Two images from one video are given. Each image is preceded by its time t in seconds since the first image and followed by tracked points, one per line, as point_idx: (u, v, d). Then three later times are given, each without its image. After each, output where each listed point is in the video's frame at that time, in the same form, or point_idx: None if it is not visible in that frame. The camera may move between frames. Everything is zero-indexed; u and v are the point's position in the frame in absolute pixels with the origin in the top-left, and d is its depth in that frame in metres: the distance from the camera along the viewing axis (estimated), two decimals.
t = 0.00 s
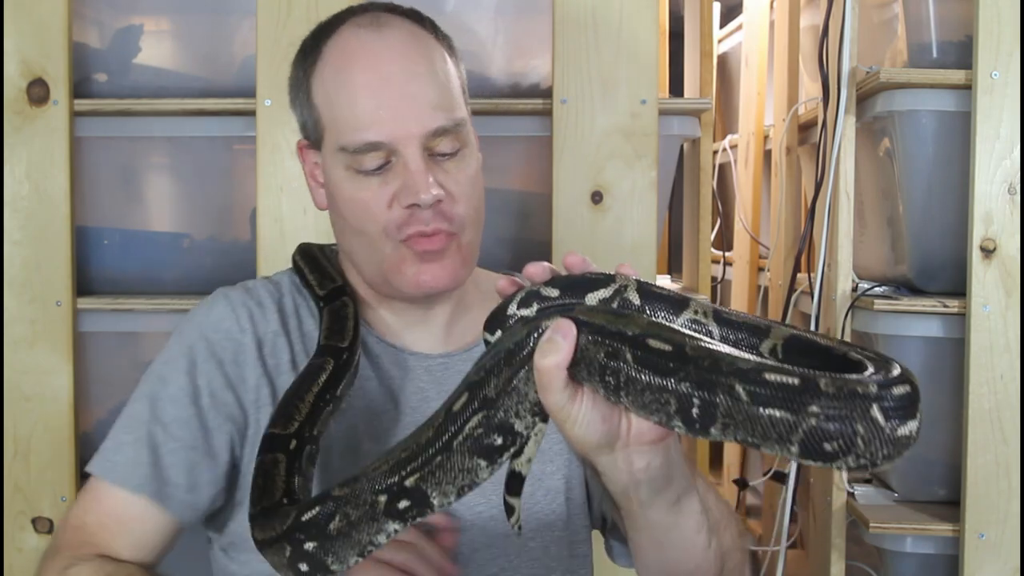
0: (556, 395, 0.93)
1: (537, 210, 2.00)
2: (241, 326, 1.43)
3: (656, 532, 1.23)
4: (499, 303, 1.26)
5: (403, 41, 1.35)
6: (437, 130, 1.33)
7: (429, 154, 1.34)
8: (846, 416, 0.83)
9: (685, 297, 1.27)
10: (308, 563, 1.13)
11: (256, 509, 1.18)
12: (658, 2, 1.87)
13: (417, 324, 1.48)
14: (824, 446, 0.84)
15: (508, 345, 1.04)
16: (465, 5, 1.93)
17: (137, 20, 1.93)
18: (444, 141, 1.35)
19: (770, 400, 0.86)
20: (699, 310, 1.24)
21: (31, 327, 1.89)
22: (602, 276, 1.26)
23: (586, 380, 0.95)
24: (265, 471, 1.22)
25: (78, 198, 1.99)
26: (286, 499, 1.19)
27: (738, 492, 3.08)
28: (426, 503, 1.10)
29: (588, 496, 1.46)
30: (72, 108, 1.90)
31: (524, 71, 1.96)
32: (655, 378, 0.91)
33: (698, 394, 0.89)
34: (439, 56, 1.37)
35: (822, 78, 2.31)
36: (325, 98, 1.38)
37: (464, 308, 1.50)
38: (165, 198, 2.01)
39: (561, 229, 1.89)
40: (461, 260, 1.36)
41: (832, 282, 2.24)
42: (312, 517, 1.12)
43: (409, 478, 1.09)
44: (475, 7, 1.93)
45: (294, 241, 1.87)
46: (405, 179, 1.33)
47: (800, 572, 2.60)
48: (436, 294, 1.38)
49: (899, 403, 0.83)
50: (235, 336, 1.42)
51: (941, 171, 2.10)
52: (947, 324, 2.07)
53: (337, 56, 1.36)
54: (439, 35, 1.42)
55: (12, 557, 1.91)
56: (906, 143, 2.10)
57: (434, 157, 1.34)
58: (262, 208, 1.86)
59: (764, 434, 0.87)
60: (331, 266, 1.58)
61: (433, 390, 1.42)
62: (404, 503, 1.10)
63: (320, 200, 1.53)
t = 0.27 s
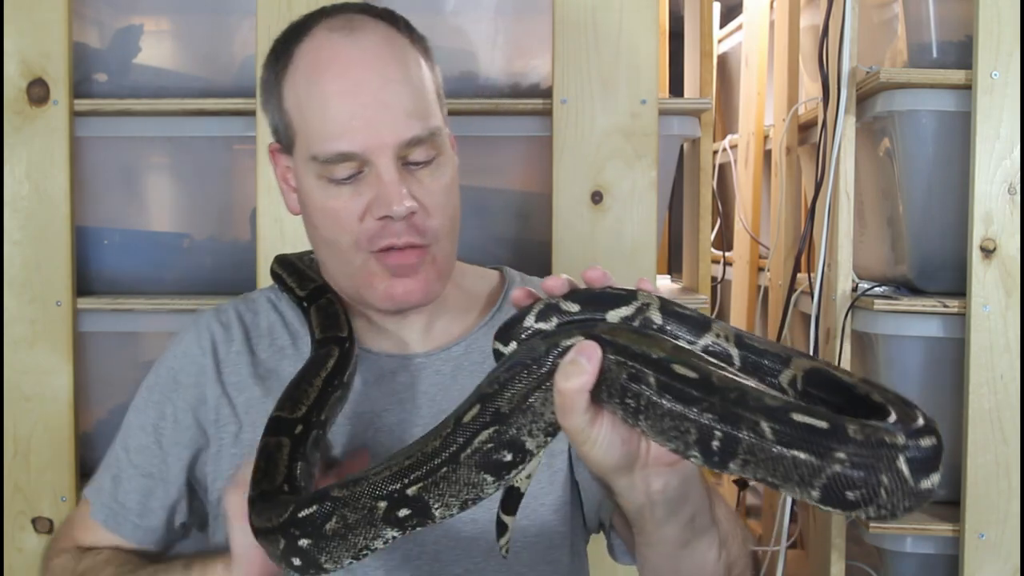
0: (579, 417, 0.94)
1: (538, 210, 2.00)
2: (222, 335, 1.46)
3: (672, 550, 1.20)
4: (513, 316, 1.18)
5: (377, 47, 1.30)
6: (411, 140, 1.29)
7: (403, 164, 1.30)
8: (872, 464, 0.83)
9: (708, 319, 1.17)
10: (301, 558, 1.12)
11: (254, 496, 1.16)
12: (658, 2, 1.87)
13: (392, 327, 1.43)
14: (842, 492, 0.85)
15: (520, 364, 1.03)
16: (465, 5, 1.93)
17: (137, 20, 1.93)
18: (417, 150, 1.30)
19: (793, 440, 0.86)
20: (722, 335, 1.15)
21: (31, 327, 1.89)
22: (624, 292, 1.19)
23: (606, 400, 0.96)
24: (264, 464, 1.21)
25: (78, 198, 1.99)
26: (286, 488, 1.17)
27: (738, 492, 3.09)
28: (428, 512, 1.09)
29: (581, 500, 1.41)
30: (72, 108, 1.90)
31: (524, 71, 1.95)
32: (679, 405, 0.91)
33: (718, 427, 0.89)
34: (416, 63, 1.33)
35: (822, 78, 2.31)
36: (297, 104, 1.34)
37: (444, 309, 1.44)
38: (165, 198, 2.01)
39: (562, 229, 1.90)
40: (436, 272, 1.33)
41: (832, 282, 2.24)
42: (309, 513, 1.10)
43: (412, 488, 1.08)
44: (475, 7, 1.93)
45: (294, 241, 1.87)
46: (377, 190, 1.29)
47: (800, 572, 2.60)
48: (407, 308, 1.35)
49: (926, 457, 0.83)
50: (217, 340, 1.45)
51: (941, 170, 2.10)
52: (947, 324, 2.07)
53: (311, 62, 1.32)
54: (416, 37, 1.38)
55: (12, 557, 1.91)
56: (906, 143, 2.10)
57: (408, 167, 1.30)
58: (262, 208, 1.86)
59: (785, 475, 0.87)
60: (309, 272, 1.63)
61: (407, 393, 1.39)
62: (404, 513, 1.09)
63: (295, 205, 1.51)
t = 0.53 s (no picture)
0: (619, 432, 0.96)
1: (538, 210, 2.00)
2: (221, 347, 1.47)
3: (693, 560, 1.19)
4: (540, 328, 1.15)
5: (344, 50, 1.31)
6: (381, 138, 1.29)
7: (375, 163, 1.30)
8: (910, 471, 0.90)
9: (731, 328, 1.17)
10: (334, 575, 1.14)
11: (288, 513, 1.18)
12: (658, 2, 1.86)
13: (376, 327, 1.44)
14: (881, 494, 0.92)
15: (547, 380, 1.03)
16: (465, 5, 1.93)
17: (137, 20, 1.93)
18: (388, 150, 1.30)
19: (836, 449, 0.91)
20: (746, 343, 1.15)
21: (31, 327, 1.89)
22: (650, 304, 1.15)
23: (642, 414, 0.98)
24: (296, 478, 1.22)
25: (78, 198, 1.99)
26: (320, 499, 1.20)
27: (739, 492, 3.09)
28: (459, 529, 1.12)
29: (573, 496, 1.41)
30: (72, 108, 1.90)
31: (524, 71, 1.96)
32: (720, 420, 0.94)
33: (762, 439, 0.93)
34: (384, 62, 1.34)
35: (822, 78, 2.31)
36: (267, 109, 1.35)
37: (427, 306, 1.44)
38: (165, 198, 2.01)
39: (562, 229, 1.89)
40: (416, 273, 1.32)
41: (832, 282, 2.25)
42: (341, 535, 1.12)
43: (441, 508, 1.10)
44: (475, 7, 1.93)
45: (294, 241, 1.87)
46: (350, 190, 1.29)
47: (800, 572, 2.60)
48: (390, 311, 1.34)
49: (963, 459, 0.91)
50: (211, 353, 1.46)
51: (941, 170, 2.10)
52: (947, 324, 2.07)
53: (278, 67, 1.33)
54: (385, 41, 1.39)
55: (12, 557, 1.91)
56: (906, 143, 2.10)
57: (380, 166, 1.30)
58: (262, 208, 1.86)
59: (827, 482, 0.93)
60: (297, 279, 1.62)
61: (394, 394, 1.39)
62: (434, 532, 1.12)
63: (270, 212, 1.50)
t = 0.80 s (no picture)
0: (656, 467, 0.90)
1: (538, 210, 2.00)
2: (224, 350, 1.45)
3: None
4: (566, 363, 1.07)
5: (351, 34, 1.33)
6: (385, 121, 1.31)
7: (378, 147, 1.32)
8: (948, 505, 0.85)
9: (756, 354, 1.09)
10: None
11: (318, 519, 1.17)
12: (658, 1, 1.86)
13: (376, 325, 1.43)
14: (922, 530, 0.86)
15: (579, 417, 0.96)
16: (465, 5, 1.93)
17: (137, 20, 1.93)
18: (392, 132, 1.33)
19: (874, 485, 0.85)
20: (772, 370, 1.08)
21: (31, 327, 1.89)
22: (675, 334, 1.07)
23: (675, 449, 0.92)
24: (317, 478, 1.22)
25: (78, 198, 1.99)
26: (354, 497, 1.18)
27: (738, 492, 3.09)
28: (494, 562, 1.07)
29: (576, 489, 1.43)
30: (72, 108, 1.90)
31: (524, 71, 1.96)
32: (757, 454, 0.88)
33: (802, 476, 0.87)
34: (388, 49, 1.36)
35: (822, 78, 2.31)
36: (271, 96, 1.36)
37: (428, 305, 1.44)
38: (165, 198, 2.01)
39: (562, 229, 1.89)
40: (418, 258, 1.32)
41: (832, 282, 2.25)
42: (380, 557, 1.08)
43: (476, 542, 1.05)
44: (475, 7, 1.93)
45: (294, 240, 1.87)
46: (353, 172, 1.31)
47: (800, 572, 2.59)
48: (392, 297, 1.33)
49: (991, 490, 0.86)
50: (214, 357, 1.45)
51: (941, 170, 2.10)
52: (947, 324, 2.07)
53: (282, 54, 1.35)
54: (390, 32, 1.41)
55: (12, 557, 1.91)
56: (906, 143, 2.10)
57: (383, 151, 1.33)
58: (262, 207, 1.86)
59: (861, 518, 0.87)
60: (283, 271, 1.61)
61: (398, 390, 1.39)
62: (469, 564, 1.07)
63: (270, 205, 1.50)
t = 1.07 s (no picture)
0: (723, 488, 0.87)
1: (538, 210, 2.00)
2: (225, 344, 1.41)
3: None
4: (631, 385, 1.05)
5: (361, 29, 1.34)
6: (392, 115, 1.32)
7: (385, 142, 1.32)
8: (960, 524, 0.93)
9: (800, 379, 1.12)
10: None
11: (344, 504, 1.12)
12: (658, 2, 1.86)
13: (382, 320, 1.43)
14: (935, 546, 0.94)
15: (644, 435, 0.90)
16: (465, 5, 1.93)
17: (137, 20, 1.93)
18: (399, 128, 1.33)
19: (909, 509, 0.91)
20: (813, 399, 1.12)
21: (31, 327, 1.89)
22: (737, 359, 1.06)
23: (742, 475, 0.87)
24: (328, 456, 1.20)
25: (78, 198, 1.99)
26: (379, 477, 1.15)
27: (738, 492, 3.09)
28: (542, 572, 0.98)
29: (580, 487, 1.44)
30: (72, 108, 1.90)
31: (524, 71, 1.96)
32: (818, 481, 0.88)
33: (856, 501, 0.90)
34: (401, 48, 1.36)
35: (822, 78, 2.31)
36: (279, 88, 1.36)
37: (436, 302, 1.44)
38: (165, 198, 2.01)
39: (562, 229, 1.89)
40: (421, 254, 1.33)
41: (832, 282, 2.25)
42: (426, 557, 1.01)
43: (531, 554, 0.97)
44: (475, 7, 1.93)
45: (294, 240, 1.86)
46: (359, 166, 1.31)
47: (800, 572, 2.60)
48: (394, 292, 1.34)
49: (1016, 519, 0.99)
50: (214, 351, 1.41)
51: (941, 170, 2.10)
52: (947, 324, 2.07)
53: (294, 47, 1.35)
54: (400, 30, 1.41)
55: (12, 557, 1.91)
56: (906, 142, 2.10)
57: (390, 146, 1.33)
58: (262, 207, 1.86)
59: (915, 543, 0.94)
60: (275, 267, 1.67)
61: (405, 388, 1.40)
62: (518, 575, 0.98)
63: (279, 200, 1.50)
